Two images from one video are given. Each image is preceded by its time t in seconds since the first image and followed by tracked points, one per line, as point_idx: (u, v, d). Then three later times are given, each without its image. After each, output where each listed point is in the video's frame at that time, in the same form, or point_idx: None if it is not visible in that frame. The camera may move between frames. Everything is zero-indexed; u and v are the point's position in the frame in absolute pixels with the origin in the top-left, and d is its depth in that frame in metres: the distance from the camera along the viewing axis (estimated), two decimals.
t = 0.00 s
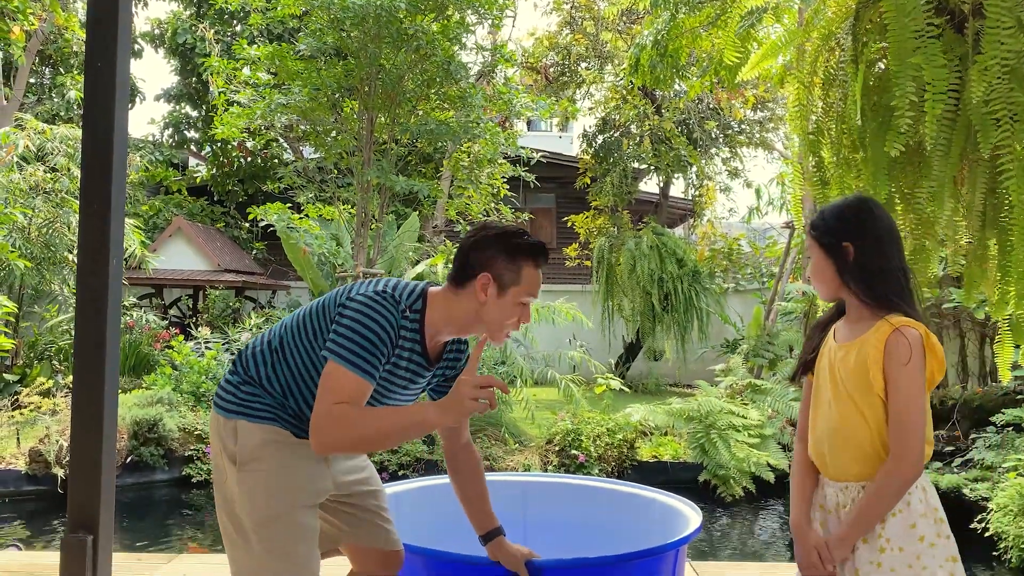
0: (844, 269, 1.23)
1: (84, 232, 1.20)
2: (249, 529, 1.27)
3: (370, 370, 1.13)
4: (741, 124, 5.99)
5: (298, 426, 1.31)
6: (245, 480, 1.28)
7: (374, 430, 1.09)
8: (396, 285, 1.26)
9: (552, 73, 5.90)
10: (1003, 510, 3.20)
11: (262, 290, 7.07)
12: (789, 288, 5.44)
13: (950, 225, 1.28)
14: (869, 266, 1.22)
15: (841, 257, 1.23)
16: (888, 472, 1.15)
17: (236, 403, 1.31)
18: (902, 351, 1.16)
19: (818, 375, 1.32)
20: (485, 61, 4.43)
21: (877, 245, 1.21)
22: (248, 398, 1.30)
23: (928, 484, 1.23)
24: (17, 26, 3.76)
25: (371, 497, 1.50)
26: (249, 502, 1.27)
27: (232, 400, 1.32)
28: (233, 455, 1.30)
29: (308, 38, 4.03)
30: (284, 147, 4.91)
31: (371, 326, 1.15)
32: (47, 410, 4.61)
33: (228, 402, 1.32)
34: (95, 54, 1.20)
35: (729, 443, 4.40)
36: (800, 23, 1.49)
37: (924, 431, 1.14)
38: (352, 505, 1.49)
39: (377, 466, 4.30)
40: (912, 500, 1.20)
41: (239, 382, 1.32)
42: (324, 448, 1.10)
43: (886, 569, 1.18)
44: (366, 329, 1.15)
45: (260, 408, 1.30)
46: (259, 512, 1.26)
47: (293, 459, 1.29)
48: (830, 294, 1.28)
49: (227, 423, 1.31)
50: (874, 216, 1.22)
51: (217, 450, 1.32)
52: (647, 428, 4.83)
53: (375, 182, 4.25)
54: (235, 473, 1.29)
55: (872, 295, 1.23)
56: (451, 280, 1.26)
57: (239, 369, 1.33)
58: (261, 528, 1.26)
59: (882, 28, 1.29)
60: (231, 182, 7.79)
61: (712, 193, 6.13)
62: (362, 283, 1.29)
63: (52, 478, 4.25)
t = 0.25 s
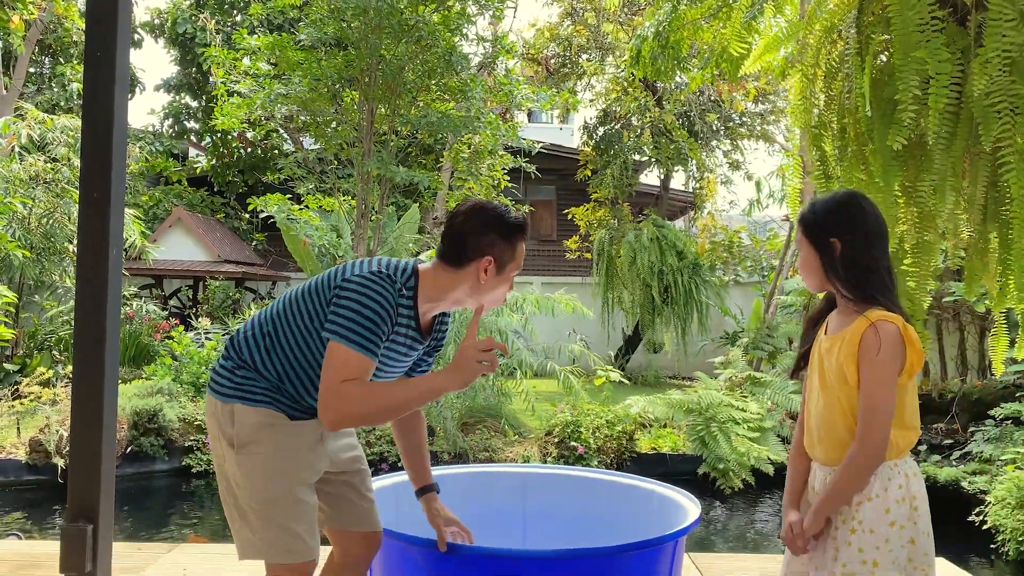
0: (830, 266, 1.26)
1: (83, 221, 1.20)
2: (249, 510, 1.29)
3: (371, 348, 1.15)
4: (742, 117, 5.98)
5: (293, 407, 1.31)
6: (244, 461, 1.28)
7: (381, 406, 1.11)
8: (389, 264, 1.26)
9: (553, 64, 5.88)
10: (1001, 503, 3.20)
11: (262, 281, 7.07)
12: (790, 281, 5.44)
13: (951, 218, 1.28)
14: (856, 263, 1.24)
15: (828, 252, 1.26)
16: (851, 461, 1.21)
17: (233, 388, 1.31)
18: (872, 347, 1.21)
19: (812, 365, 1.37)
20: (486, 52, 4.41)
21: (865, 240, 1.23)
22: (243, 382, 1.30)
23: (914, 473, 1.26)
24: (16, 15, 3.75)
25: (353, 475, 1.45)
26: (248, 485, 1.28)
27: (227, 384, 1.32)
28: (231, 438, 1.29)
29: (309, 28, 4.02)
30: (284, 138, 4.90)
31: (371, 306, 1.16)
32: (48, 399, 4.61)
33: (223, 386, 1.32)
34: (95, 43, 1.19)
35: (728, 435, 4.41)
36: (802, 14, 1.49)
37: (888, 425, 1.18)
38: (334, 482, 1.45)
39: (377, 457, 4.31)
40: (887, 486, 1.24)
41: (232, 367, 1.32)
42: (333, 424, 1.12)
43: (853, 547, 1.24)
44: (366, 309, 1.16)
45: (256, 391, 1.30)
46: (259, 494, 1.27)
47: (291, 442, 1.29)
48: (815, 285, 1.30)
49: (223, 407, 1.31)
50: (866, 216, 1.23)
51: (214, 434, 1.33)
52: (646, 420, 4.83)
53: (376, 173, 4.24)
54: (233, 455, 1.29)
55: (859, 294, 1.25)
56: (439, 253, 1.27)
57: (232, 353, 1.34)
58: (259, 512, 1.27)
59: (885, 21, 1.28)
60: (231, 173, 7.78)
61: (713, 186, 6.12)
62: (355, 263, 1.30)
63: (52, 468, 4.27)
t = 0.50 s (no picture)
0: (829, 255, 1.30)
1: (81, 210, 1.21)
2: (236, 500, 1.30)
3: (364, 333, 1.15)
4: (742, 108, 5.97)
5: (277, 394, 1.31)
6: (230, 453, 1.29)
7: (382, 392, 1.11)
8: (377, 251, 1.27)
9: (553, 54, 5.86)
10: (998, 494, 3.20)
11: (261, 271, 7.06)
12: (788, 273, 5.44)
13: (951, 209, 1.28)
14: (855, 251, 1.27)
15: (829, 240, 1.29)
16: (840, 447, 1.24)
17: (218, 375, 1.31)
18: (855, 333, 1.23)
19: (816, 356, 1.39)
20: (485, 41, 4.40)
21: (867, 226, 1.25)
22: (227, 371, 1.30)
23: (909, 458, 1.26)
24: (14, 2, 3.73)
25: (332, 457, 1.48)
26: (239, 474, 1.28)
27: (213, 373, 1.32)
28: (218, 429, 1.30)
29: (308, 17, 4.01)
30: (282, 127, 4.89)
31: (364, 291, 1.17)
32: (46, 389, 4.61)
33: (206, 374, 1.32)
34: (92, 31, 1.20)
35: (726, 425, 4.42)
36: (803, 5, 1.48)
37: (871, 409, 1.20)
38: (314, 464, 1.48)
39: (375, 447, 4.30)
40: (878, 472, 1.25)
41: (218, 355, 1.32)
42: (329, 409, 1.12)
43: (850, 536, 1.25)
44: (359, 295, 1.16)
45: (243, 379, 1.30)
46: (250, 481, 1.28)
47: (276, 430, 1.29)
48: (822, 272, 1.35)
49: (208, 395, 1.32)
50: (877, 203, 1.25)
51: (201, 424, 1.33)
52: (644, 410, 4.84)
53: (375, 162, 4.24)
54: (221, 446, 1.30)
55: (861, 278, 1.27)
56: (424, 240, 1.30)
57: (217, 341, 1.34)
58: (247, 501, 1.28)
59: (887, 10, 1.27)
60: (230, 162, 7.77)
61: (712, 177, 6.12)
62: (344, 250, 1.30)
63: (51, 457, 4.27)
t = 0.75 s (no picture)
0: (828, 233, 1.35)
1: (78, 194, 1.21)
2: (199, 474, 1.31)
3: (332, 300, 1.17)
4: (740, 96, 5.97)
5: (248, 367, 1.34)
6: (195, 429, 1.31)
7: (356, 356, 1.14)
8: (345, 223, 1.29)
9: (551, 40, 5.84)
10: (993, 480, 3.22)
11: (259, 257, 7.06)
12: (786, 260, 5.46)
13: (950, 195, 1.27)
14: (852, 233, 1.32)
15: (827, 223, 1.35)
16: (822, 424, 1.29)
17: (183, 350, 1.33)
18: (839, 313, 1.28)
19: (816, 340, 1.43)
20: (484, 26, 4.39)
21: (864, 206, 1.30)
22: (195, 346, 1.33)
23: (896, 439, 1.29)
24: None
25: (299, 435, 1.47)
26: (204, 448, 1.30)
27: (179, 348, 1.34)
28: (184, 403, 1.32)
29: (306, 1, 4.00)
30: (280, 112, 4.89)
31: (332, 260, 1.19)
32: (44, 374, 4.61)
33: (173, 349, 1.34)
34: (86, 13, 1.19)
35: (723, 410, 4.43)
36: None
37: (852, 386, 1.26)
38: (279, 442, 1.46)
39: (373, 432, 4.31)
40: (861, 451, 1.28)
41: (185, 331, 1.34)
42: (298, 374, 1.14)
43: (834, 514, 1.30)
44: (327, 262, 1.18)
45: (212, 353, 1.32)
46: (217, 454, 1.30)
47: (243, 405, 1.31)
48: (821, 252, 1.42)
49: (170, 369, 1.34)
50: (887, 186, 1.28)
51: (166, 399, 1.35)
52: (641, 396, 4.85)
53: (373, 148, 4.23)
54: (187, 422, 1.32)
55: (861, 260, 1.32)
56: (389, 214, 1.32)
57: (184, 316, 1.36)
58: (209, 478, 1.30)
59: None
60: (227, 148, 7.76)
61: (710, 164, 6.12)
62: (310, 222, 1.32)
63: (50, 441, 4.28)
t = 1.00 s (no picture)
0: (828, 217, 1.35)
1: (74, 176, 1.22)
2: (191, 453, 1.31)
3: (302, 270, 1.20)
4: (739, 82, 5.96)
5: (235, 348, 1.34)
6: (187, 406, 1.31)
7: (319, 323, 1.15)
8: (323, 200, 1.34)
9: (550, 26, 5.81)
10: (988, 465, 3.23)
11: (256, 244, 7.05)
12: (783, 247, 5.46)
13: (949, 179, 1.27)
14: (848, 215, 1.32)
15: (826, 207, 1.35)
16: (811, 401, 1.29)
17: (172, 330, 1.33)
18: (828, 294, 1.27)
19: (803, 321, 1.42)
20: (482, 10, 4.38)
21: (859, 188, 1.29)
22: (183, 326, 1.32)
23: (881, 420, 1.28)
24: None
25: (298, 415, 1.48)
26: (198, 427, 1.30)
27: (169, 328, 1.33)
28: (175, 382, 1.32)
29: None
30: (278, 98, 4.87)
31: (302, 231, 1.22)
32: (42, 359, 4.61)
33: (161, 329, 1.34)
34: None
35: (719, 395, 4.44)
36: None
37: (836, 366, 1.26)
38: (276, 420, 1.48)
39: (371, 417, 4.31)
40: (845, 432, 1.28)
41: (173, 311, 1.34)
42: (264, 342, 1.17)
43: (817, 493, 1.30)
44: (297, 233, 1.21)
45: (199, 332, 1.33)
46: (210, 434, 1.30)
47: (232, 385, 1.32)
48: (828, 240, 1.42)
49: (162, 350, 1.33)
50: (886, 167, 1.27)
51: (157, 380, 1.35)
52: (639, 382, 4.86)
53: (370, 133, 4.22)
54: (177, 399, 1.32)
55: (856, 241, 1.31)
56: (369, 193, 1.38)
57: (173, 297, 1.36)
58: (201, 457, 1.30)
59: None
60: (224, 134, 7.74)
61: (709, 150, 6.11)
62: (287, 198, 1.34)
63: (47, 426, 4.28)
